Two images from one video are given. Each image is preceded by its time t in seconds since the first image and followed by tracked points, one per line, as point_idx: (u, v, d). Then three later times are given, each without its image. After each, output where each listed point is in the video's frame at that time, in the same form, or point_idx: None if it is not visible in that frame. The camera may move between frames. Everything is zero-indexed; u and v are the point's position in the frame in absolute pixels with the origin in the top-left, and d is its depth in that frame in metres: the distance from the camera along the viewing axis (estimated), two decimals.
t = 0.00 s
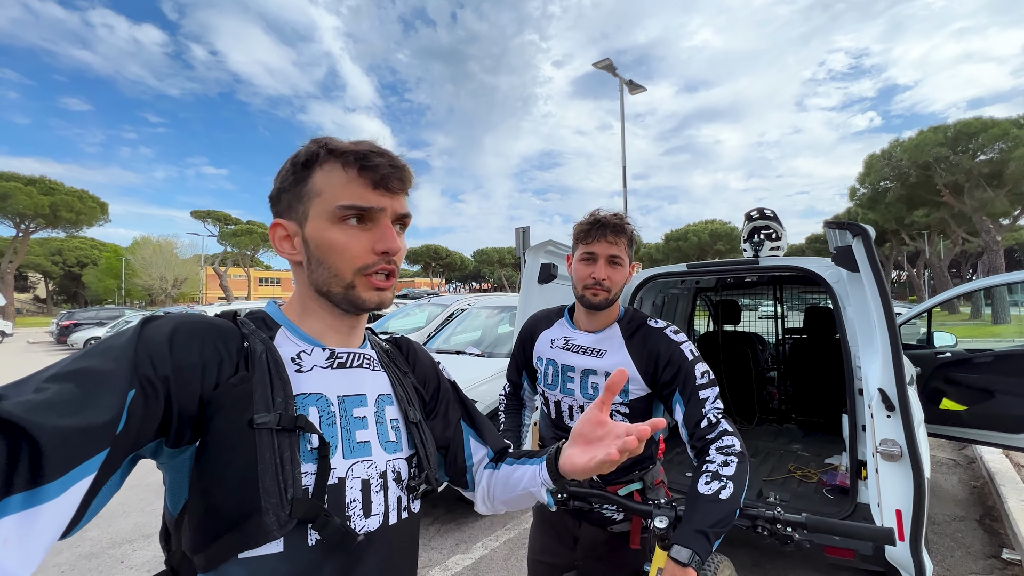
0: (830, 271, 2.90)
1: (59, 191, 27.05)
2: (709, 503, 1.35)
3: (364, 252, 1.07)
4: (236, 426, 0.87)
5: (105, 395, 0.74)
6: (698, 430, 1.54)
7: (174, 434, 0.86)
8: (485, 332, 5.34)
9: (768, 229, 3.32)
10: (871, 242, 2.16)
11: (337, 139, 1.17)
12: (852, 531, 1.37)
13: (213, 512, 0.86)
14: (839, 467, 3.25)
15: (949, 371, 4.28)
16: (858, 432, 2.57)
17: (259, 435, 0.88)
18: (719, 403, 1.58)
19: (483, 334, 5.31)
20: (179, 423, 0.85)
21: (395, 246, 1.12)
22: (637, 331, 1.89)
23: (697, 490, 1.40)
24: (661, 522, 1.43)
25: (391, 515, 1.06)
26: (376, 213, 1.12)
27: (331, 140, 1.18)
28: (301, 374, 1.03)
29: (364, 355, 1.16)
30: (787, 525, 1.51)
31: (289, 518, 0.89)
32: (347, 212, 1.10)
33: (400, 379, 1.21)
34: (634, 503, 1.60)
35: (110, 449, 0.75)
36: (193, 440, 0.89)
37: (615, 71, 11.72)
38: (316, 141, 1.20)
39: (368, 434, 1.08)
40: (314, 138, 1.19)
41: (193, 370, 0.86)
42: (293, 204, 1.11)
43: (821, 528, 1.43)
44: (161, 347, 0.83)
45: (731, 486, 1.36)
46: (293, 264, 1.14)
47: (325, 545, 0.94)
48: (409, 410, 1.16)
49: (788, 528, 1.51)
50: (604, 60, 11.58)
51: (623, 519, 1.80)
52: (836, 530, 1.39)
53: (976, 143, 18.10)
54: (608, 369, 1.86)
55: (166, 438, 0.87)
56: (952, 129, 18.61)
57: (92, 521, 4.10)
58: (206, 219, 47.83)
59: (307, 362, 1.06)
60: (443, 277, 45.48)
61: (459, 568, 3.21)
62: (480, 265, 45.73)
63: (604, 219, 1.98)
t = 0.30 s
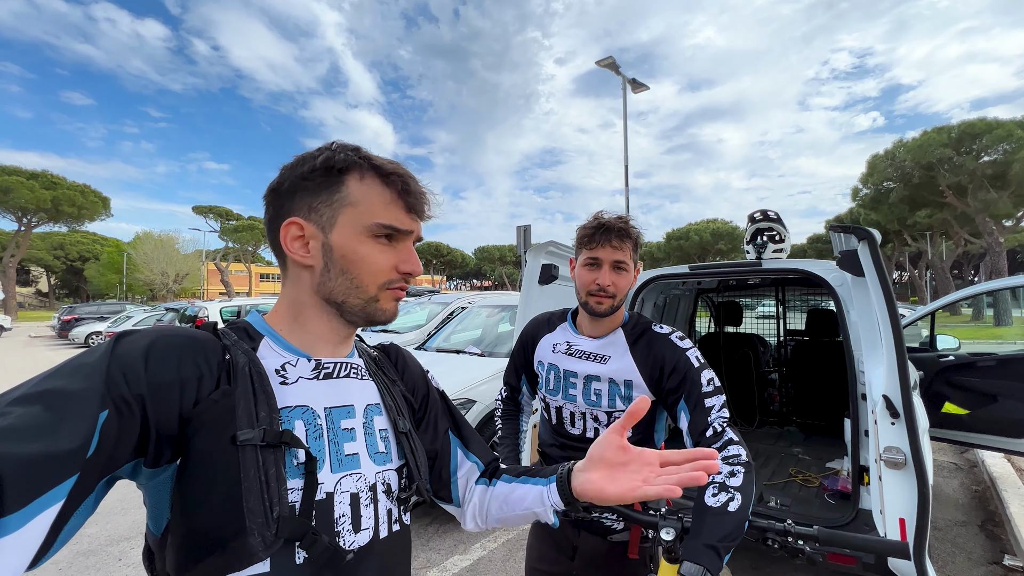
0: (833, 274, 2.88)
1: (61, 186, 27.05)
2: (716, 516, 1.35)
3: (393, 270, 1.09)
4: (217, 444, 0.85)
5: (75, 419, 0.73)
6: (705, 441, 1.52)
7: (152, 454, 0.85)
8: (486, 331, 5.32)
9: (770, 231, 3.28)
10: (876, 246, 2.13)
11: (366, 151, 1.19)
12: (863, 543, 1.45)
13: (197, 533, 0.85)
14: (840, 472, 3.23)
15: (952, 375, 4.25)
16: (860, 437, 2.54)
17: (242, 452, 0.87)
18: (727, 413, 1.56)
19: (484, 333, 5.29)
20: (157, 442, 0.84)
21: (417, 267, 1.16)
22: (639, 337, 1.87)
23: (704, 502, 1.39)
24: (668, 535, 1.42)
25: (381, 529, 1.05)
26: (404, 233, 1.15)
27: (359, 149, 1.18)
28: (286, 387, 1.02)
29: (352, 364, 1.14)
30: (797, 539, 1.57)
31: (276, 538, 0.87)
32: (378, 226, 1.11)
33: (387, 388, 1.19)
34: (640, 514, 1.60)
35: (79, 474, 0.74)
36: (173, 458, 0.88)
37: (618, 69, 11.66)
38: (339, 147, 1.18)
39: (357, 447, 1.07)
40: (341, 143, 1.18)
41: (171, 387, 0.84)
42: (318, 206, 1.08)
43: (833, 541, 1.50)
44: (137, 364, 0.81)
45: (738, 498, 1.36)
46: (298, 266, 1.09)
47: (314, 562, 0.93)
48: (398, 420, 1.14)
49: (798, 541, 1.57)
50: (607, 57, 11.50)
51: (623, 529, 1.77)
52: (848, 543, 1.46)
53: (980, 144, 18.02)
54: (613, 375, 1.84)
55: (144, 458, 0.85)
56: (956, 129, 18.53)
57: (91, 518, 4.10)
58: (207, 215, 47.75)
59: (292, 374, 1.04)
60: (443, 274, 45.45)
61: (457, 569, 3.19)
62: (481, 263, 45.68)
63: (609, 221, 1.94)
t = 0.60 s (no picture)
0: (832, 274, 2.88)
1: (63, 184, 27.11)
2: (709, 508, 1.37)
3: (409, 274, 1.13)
4: (214, 436, 0.86)
5: (73, 410, 0.74)
6: (702, 440, 1.52)
7: (149, 446, 0.85)
8: (485, 330, 5.33)
9: (770, 231, 3.29)
10: (874, 246, 2.14)
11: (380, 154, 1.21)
12: (862, 539, 1.42)
13: (193, 526, 0.85)
14: (838, 472, 3.23)
15: (951, 376, 4.25)
16: (858, 437, 2.54)
17: (239, 444, 0.88)
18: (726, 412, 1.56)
19: (483, 332, 5.29)
20: (155, 434, 0.85)
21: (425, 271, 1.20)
22: (640, 336, 1.87)
23: (698, 496, 1.41)
24: (665, 531, 1.43)
25: (376, 520, 1.06)
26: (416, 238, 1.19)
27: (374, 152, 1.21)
28: (283, 380, 1.02)
29: (348, 358, 1.15)
30: (794, 533, 1.54)
31: (273, 528, 0.89)
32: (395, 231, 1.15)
33: (382, 381, 1.20)
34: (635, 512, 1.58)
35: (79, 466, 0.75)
36: (170, 450, 0.88)
37: (619, 70, 11.67)
38: (354, 148, 1.19)
39: (352, 439, 1.08)
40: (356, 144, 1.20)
41: (169, 380, 0.85)
42: (340, 207, 1.10)
43: (830, 536, 1.47)
44: (134, 357, 0.82)
45: (733, 494, 1.37)
46: (315, 265, 1.09)
47: (310, 552, 0.95)
48: (392, 414, 1.15)
49: (794, 536, 1.54)
50: (608, 58, 11.52)
51: (622, 527, 1.78)
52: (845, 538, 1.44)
53: (981, 145, 18.01)
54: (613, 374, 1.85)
55: (142, 451, 0.86)
56: (958, 131, 18.51)
57: (90, 515, 4.10)
58: (208, 213, 47.85)
59: (289, 367, 1.05)
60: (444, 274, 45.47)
61: (455, 567, 3.20)
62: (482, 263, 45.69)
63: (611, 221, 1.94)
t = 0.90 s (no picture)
0: (829, 272, 2.89)
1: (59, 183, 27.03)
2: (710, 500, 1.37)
3: (402, 262, 1.11)
4: (211, 420, 0.86)
5: (69, 390, 0.74)
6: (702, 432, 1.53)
7: (147, 428, 0.85)
8: (484, 329, 5.33)
9: (768, 229, 3.30)
10: (871, 242, 2.15)
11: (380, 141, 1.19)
12: (860, 529, 1.43)
13: (188, 508, 0.85)
14: (835, 470, 3.24)
15: (948, 375, 4.27)
16: (855, 434, 2.55)
17: (237, 428, 0.88)
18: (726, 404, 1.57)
19: (482, 331, 5.29)
20: (152, 417, 0.84)
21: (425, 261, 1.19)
22: (639, 329, 1.87)
23: (698, 488, 1.42)
24: (664, 523, 1.43)
25: (373, 508, 1.06)
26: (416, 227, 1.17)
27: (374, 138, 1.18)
28: (282, 366, 1.03)
29: (347, 346, 1.15)
30: (793, 524, 1.55)
31: (269, 514, 0.89)
32: (393, 220, 1.13)
33: (381, 371, 1.20)
34: (632, 504, 1.58)
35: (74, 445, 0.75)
36: (167, 433, 0.88)
37: (617, 70, 11.69)
38: (355, 134, 1.18)
39: (350, 427, 1.08)
40: (357, 129, 1.18)
41: (167, 363, 0.84)
42: (336, 195, 1.09)
43: (829, 526, 1.49)
44: (132, 338, 0.82)
45: (732, 486, 1.38)
46: (313, 255, 1.09)
47: (305, 539, 0.95)
48: (390, 403, 1.15)
49: (794, 527, 1.55)
50: (606, 59, 11.57)
51: (623, 520, 1.79)
52: (844, 528, 1.44)
53: (978, 147, 18.09)
54: (613, 367, 1.85)
55: (139, 433, 0.86)
56: (954, 133, 18.60)
57: (86, 514, 4.08)
58: (205, 214, 47.77)
59: (288, 353, 1.05)
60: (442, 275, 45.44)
61: (454, 565, 3.19)
62: (480, 264, 45.68)
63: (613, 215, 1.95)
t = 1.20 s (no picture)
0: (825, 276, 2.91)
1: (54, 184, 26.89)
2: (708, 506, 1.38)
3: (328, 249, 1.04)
4: (216, 429, 0.86)
5: (76, 398, 0.74)
6: (699, 438, 1.54)
7: (151, 436, 0.86)
8: (481, 332, 5.33)
9: (765, 234, 3.32)
10: (866, 248, 2.17)
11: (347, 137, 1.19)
12: (854, 535, 1.43)
13: (192, 517, 0.85)
14: (831, 474, 3.25)
15: (943, 379, 4.29)
16: (851, 438, 2.56)
17: (242, 438, 0.88)
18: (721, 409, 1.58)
19: (479, 334, 5.29)
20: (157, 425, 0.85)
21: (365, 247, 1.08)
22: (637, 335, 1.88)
23: (695, 493, 1.42)
24: (661, 528, 1.43)
25: (373, 518, 1.07)
26: (354, 210, 1.10)
27: (342, 137, 1.19)
28: (286, 374, 1.03)
29: (351, 354, 1.15)
30: (789, 529, 1.55)
31: (271, 524, 0.89)
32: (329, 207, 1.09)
33: (384, 378, 1.21)
34: (629, 509, 1.59)
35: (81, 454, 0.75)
36: (171, 440, 0.88)
37: (615, 73, 11.73)
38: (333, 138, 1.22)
39: (353, 436, 1.08)
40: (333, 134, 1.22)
41: (173, 371, 0.85)
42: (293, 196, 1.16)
43: (823, 532, 1.48)
44: (139, 346, 0.82)
45: (729, 491, 1.39)
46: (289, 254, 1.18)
47: (306, 551, 0.95)
48: (393, 412, 1.16)
49: (790, 532, 1.56)
50: (604, 61, 11.60)
51: (619, 526, 1.79)
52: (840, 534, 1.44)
53: (972, 152, 18.23)
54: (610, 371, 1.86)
55: (143, 440, 0.86)
56: (949, 137, 18.75)
57: (79, 517, 4.05)
58: (202, 215, 47.62)
59: (292, 361, 1.05)
60: (439, 277, 45.41)
61: (451, 568, 3.19)
62: (478, 265, 45.67)
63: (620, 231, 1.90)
